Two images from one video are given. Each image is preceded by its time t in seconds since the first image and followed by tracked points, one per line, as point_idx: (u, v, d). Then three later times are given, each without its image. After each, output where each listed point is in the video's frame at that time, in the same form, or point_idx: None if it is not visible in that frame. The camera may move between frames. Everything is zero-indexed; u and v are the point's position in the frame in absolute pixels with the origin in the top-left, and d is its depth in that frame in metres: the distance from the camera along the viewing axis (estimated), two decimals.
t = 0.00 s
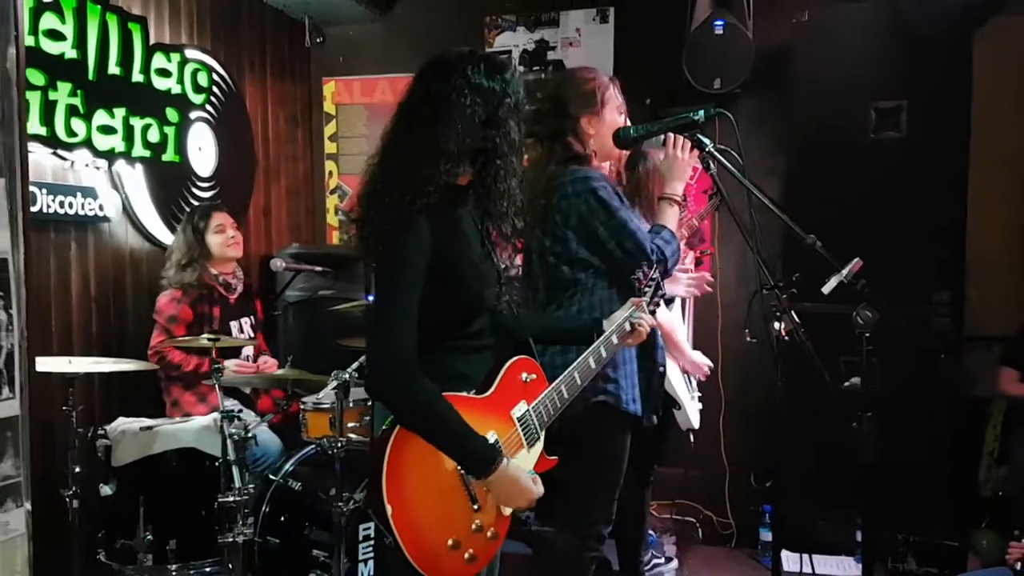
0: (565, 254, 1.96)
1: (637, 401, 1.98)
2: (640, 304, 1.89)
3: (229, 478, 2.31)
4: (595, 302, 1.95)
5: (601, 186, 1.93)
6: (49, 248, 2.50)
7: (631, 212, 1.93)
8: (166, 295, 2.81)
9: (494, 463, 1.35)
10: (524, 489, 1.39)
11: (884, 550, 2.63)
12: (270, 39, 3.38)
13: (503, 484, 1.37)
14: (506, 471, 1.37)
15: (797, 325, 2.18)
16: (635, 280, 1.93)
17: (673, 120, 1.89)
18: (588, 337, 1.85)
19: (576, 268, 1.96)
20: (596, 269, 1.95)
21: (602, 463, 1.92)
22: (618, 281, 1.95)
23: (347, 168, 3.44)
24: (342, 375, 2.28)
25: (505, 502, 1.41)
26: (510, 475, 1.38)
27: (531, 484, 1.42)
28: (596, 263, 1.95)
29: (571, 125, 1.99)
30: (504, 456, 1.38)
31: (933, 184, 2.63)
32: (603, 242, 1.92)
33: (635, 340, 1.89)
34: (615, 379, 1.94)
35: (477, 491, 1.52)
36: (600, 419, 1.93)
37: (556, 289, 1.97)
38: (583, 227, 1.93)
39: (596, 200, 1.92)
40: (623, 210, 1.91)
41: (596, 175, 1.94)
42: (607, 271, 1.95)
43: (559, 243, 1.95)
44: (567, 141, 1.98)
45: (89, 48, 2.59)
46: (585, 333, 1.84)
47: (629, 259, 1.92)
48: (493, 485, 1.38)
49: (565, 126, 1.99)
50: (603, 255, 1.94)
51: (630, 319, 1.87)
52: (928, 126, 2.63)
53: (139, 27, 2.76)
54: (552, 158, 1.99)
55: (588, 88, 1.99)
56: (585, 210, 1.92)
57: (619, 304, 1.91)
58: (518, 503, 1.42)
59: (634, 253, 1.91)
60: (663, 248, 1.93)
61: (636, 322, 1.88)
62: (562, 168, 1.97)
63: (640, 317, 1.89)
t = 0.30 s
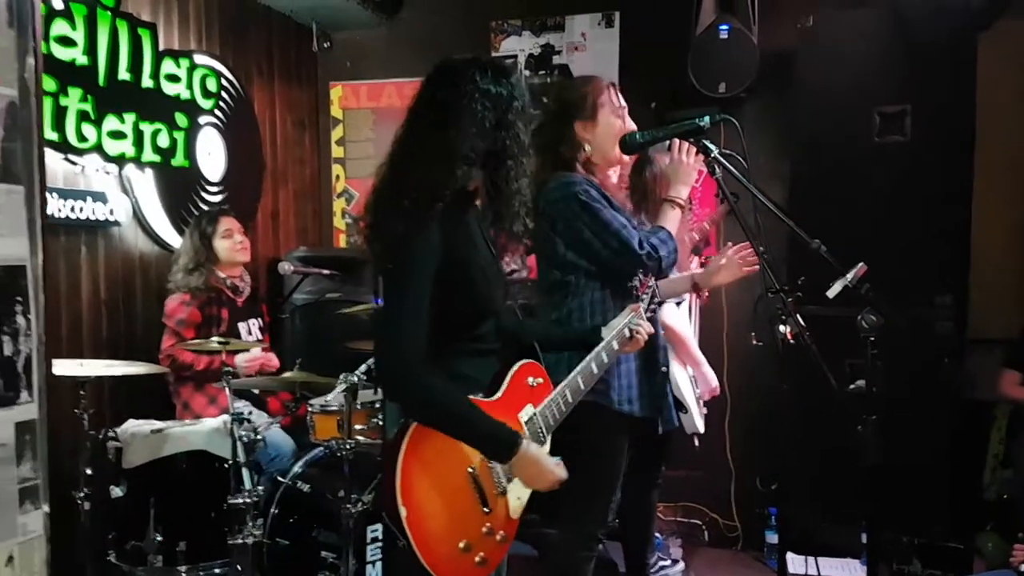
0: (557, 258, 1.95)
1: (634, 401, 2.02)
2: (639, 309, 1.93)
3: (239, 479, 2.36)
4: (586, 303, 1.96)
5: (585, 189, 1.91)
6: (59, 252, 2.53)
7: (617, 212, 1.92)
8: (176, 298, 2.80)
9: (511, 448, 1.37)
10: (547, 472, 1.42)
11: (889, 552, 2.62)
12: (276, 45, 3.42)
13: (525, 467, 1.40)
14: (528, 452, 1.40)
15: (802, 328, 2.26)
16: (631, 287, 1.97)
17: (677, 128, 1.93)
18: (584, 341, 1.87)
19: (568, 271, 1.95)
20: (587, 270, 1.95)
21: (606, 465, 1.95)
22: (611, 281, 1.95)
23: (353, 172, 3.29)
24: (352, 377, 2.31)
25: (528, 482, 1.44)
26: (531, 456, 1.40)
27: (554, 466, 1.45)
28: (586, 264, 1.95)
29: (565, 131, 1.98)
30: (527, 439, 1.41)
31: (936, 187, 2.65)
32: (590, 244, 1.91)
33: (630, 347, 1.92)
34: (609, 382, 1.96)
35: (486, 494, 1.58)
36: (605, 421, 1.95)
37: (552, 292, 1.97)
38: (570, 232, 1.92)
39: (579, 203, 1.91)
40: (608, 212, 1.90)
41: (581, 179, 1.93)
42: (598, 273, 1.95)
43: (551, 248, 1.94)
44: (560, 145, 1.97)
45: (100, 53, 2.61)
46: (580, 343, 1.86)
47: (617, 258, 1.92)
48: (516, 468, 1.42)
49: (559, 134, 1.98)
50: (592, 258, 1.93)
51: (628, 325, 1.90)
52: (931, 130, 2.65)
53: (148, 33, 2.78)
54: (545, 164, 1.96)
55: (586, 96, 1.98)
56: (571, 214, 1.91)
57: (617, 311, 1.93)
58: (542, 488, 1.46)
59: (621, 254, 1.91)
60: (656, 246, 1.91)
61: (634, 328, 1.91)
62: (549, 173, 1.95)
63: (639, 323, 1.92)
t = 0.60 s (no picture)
0: (552, 257, 1.95)
1: (628, 400, 1.99)
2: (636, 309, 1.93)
3: (242, 480, 2.36)
4: (581, 302, 1.94)
5: (578, 187, 1.90)
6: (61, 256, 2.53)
7: (610, 210, 1.91)
8: (182, 300, 2.86)
9: (529, 432, 1.43)
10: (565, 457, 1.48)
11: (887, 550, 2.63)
12: (276, 46, 3.43)
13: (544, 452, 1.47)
14: (546, 436, 1.46)
15: (801, 329, 2.19)
16: (624, 287, 1.94)
17: (678, 130, 1.92)
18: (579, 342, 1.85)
19: (562, 270, 1.96)
20: (582, 269, 1.93)
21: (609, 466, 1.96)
22: (605, 279, 1.92)
23: (353, 175, 3.45)
24: (352, 379, 2.31)
25: (547, 466, 1.51)
26: (550, 440, 1.47)
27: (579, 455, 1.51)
28: (580, 263, 1.93)
29: (569, 136, 1.98)
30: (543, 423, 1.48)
31: (932, 189, 2.67)
32: (583, 241, 1.89)
33: (626, 347, 1.90)
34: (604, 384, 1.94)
35: (495, 495, 1.60)
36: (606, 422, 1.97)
37: (548, 290, 1.99)
38: (564, 230, 1.90)
39: (571, 201, 1.90)
40: (601, 209, 1.88)
41: (575, 177, 1.92)
42: (593, 271, 1.92)
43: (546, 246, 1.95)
44: (558, 149, 1.99)
45: (102, 57, 2.62)
46: (573, 343, 1.85)
47: (612, 256, 1.89)
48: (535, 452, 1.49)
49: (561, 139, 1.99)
50: (586, 256, 1.90)
51: (623, 325, 1.90)
52: (929, 131, 2.67)
53: (149, 37, 2.79)
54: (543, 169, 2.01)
55: (588, 97, 1.97)
56: (564, 212, 1.89)
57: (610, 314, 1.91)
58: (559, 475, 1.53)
59: (613, 252, 1.88)
60: (650, 243, 1.90)
61: (629, 328, 1.90)
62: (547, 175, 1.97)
63: (633, 322, 1.91)
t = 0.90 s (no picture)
0: (552, 258, 1.95)
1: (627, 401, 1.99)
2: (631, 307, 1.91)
3: (239, 482, 2.37)
4: (578, 304, 1.94)
5: (580, 189, 1.89)
6: (59, 257, 2.54)
7: (612, 212, 1.90)
8: (182, 304, 2.86)
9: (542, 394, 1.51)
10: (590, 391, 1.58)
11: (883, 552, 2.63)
12: (275, 48, 3.44)
13: (569, 393, 1.57)
14: (563, 379, 1.56)
15: (795, 330, 2.15)
16: (620, 286, 1.94)
17: (672, 134, 1.88)
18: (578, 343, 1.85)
19: (563, 272, 1.95)
20: (582, 272, 1.93)
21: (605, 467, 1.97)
22: (604, 282, 1.93)
23: (351, 176, 3.55)
24: (349, 381, 2.31)
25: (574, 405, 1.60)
26: (569, 381, 1.57)
27: (601, 389, 1.61)
28: (579, 265, 1.93)
29: (571, 136, 1.99)
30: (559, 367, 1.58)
31: (927, 191, 2.69)
32: (583, 244, 1.89)
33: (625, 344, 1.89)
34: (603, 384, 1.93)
35: (491, 490, 1.61)
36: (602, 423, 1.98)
37: (547, 291, 2.00)
38: (564, 231, 1.90)
39: (572, 203, 1.88)
40: (602, 212, 1.87)
41: (576, 178, 1.91)
42: (593, 274, 1.92)
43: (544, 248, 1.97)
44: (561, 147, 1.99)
45: (99, 59, 2.63)
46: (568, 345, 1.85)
47: (612, 258, 1.88)
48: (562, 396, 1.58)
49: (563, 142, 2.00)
50: (586, 258, 1.91)
51: (620, 323, 1.88)
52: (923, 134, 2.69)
53: (147, 39, 2.80)
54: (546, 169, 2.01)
55: (588, 97, 1.97)
56: (566, 213, 1.88)
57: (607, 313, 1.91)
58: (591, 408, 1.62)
59: (614, 254, 1.88)
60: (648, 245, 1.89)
61: (626, 325, 1.89)
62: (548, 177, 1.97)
63: (630, 320, 1.90)
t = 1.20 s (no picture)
0: (554, 259, 1.92)
1: (625, 403, 1.95)
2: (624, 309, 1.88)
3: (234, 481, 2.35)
4: (583, 307, 1.92)
5: (586, 191, 1.87)
6: (56, 257, 2.54)
7: (618, 215, 1.88)
8: (182, 304, 2.88)
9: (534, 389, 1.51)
10: (584, 387, 1.54)
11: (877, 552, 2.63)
12: (272, 48, 3.44)
13: (563, 388, 1.54)
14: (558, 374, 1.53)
15: (789, 331, 2.15)
16: (618, 289, 1.94)
17: (666, 136, 1.85)
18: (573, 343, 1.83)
19: (567, 274, 1.92)
20: (586, 274, 1.91)
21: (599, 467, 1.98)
22: (606, 283, 1.92)
23: (348, 176, 3.57)
24: (345, 381, 2.33)
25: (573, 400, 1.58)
26: (563, 377, 1.54)
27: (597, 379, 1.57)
28: (584, 267, 1.91)
29: (562, 136, 1.99)
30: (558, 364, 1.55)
31: (922, 191, 2.69)
32: (592, 246, 1.87)
33: (615, 347, 1.84)
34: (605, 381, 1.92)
35: (473, 484, 1.59)
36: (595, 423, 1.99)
37: (548, 292, 1.96)
38: (571, 232, 1.88)
39: (581, 204, 1.86)
40: (608, 214, 1.85)
41: (580, 179, 1.88)
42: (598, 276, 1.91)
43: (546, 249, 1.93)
44: (558, 147, 1.98)
45: (96, 59, 2.63)
46: (566, 346, 1.82)
47: (618, 260, 1.87)
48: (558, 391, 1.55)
49: (554, 144, 1.99)
50: (592, 261, 1.89)
51: (612, 325, 1.84)
52: (918, 134, 2.70)
53: (144, 39, 2.81)
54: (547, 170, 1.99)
55: (580, 95, 1.98)
56: (573, 216, 1.86)
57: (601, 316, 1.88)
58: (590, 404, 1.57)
59: (624, 258, 1.86)
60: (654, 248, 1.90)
61: (618, 327, 1.84)
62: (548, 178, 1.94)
63: (623, 322, 1.86)
